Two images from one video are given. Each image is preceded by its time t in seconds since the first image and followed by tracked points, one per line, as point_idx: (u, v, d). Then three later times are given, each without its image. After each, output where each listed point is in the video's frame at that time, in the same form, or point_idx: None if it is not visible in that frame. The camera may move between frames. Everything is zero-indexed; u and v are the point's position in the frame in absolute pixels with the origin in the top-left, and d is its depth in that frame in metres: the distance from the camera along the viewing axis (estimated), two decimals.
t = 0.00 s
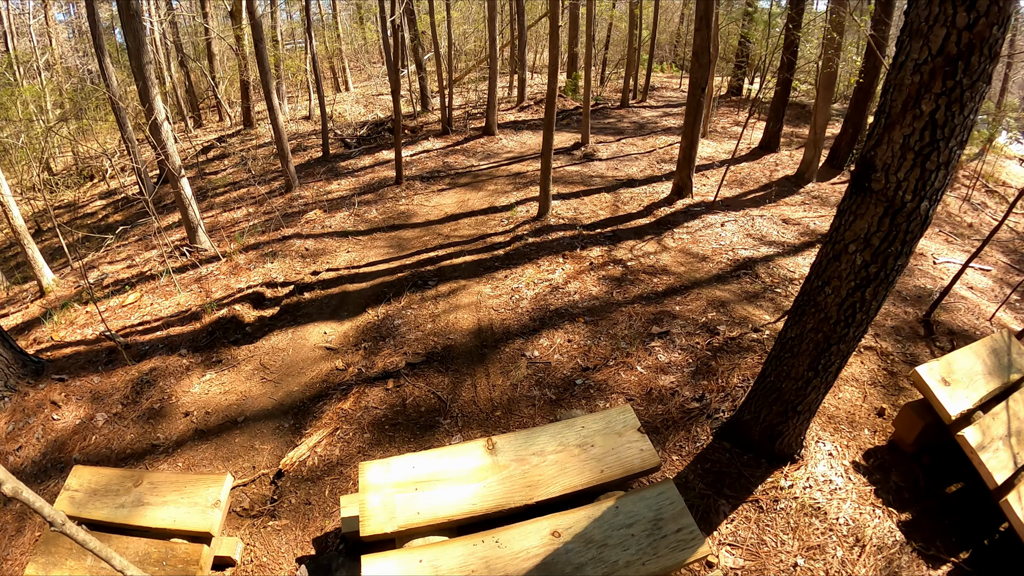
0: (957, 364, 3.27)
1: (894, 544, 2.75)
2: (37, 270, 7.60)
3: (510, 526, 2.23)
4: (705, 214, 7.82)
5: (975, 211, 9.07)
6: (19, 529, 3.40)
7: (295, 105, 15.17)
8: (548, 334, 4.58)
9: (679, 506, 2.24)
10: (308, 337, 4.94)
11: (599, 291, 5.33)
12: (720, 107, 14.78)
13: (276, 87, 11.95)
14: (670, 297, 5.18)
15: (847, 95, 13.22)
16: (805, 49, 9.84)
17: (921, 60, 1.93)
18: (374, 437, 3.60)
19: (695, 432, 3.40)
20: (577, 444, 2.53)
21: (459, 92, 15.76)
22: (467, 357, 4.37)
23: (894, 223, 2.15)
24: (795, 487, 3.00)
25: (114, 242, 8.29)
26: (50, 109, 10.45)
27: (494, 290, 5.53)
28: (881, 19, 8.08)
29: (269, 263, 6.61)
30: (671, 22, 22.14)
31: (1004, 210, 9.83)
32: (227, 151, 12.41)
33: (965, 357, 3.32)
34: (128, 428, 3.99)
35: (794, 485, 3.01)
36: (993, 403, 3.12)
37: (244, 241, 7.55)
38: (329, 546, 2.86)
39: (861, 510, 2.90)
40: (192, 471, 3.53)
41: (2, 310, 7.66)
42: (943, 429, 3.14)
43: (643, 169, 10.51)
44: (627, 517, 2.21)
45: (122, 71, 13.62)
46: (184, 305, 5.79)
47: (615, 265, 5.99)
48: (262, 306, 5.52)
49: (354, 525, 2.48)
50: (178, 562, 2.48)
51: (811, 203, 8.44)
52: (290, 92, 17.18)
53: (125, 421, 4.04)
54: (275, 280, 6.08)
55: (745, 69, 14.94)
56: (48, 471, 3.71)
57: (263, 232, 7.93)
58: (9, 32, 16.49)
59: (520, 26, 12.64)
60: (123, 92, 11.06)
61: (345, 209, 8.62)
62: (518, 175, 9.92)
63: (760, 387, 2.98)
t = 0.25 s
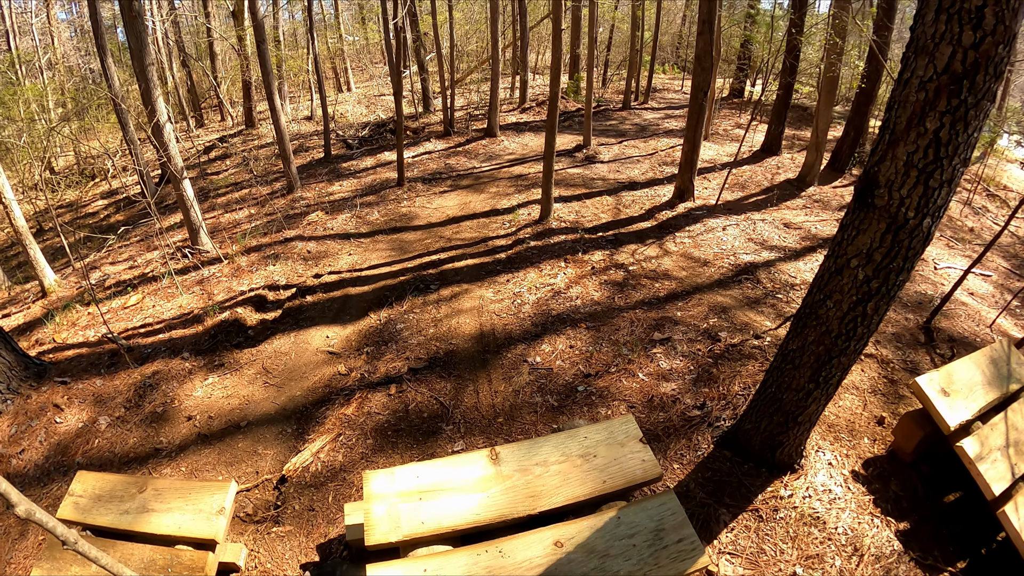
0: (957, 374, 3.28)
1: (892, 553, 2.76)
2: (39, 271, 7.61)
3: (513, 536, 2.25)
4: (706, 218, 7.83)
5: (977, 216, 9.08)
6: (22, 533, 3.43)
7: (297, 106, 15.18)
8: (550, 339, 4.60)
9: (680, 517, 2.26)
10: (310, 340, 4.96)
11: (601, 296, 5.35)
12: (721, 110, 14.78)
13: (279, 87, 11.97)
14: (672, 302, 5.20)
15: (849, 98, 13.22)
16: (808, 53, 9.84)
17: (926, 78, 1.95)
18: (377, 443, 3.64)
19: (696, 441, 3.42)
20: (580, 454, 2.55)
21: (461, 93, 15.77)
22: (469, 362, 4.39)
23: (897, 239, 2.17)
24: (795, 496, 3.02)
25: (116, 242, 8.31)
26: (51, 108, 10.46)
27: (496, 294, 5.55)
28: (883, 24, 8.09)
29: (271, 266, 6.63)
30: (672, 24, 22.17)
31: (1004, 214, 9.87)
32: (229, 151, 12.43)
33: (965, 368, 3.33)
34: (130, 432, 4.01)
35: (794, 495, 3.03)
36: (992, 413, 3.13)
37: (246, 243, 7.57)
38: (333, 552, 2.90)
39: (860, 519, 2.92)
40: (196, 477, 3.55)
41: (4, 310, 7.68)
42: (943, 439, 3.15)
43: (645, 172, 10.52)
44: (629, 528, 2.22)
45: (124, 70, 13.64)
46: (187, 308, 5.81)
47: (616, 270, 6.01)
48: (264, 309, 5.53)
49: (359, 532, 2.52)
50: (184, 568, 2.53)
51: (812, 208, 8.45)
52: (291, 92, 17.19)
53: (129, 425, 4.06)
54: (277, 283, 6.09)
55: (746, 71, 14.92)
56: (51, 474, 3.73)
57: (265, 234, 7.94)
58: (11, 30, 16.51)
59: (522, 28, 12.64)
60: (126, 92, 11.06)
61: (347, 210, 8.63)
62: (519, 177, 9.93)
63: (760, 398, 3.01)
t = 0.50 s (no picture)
0: (956, 379, 3.29)
1: (890, 557, 2.78)
2: (41, 270, 7.64)
3: (513, 538, 2.28)
4: (707, 220, 7.84)
5: (978, 219, 9.08)
6: (25, 532, 3.45)
7: (299, 106, 15.21)
8: (551, 342, 4.63)
9: (679, 520, 2.28)
10: (312, 341, 4.98)
11: (601, 298, 5.38)
12: (723, 111, 14.79)
13: (281, 88, 12.00)
14: (673, 305, 5.22)
15: (850, 100, 13.23)
16: (809, 56, 9.85)
17: (925, 88, 1.97)
18: (379, 444, 3.67)
19: (695, 444, 3.44)
20: (580, 457, 2.57)
21: (463, 94, 15.79)
22: (470, 364, 4.42)
23: (896, 246, 2.19)
24: (793, 500, 3.04)
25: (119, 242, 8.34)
26: (54, 108, 10.50)
27: (497, 296, 5.57)
28: (885, 27, 8.09)
29: (272, 266, 6.66)
30: (674, 26, 22.17)
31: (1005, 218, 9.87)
32: (231, 151, 12.46)
33: (964, 373, 3.34)
34: (133, 432, 4.03)
35: (793, 498, 3.05)
36: (990, 418, 3.15)
37: (248, 243, 7.60)
38: (335, 553, 2.93)
39: (858, 523, 2.94)
40: (198, 477, 3.58)
41: (6, 309, 7.71)
42: (942, 444, 3.17)
43: (646, 173, 10.54)
44: (628, 530, 2.25)
45: (127, 69, 13.67)
46: (189, 308, 5.84)
47: (617, 272, 6.03)
48: (266, 309, 5.56)
49: (361, 533, 2.54)
50: (187, 569, 2.56)
51: (813, 210, 8.45)
52: (294, 91, 17.23)
53: (131, 425, 4.09)
54: (279, 284, 6.12)
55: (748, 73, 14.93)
56: (54, 473, 3.75)
57: (267, 234, 7.97)
58: (15, 29, 16.56)
59: (524, 29, 12.65)
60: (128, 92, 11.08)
61: (348, 211, 8.66)
62: (521, 178, 9.95)
63: (760, 402, 3.03)
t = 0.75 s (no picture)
0: (957, 382, 3.29)
1: (890, 559, 2.79)
2: (43, 269, 7.65)
3: (514, 539, 2.28)
4: (709, 222, 7.84)
5: (979, 221, 9.07)
6: (26, 530, 3.47)
7: (302, 106, 15.23)
8: (552, 343, 4.63)
9: (679, 521, 2.29)
10: (313, 341, 4.99)
11: (603, 299, 5.38)
12: (725, 112, 14.78)
13: (283, 87, 12.01)
14: (674, 306, 5.22)
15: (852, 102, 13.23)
16: (811, 58, 9.85)
17: (927, 91, 1.98)
18: (380, 444, 3.68)
19: (695, 445, 3.45)
20: (581, 458, 2.58)
21: (465, 94, 15.80)
22: (471, 364, 4.43)
23: (896, 249, 2.19)
24: (793, 502, 3.04)
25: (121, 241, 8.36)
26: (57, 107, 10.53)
27: (498, 297, 5.58)
28: (887, 29, 8.09)
29: (274, 266, 6.67)
30: (676, 27, 22.17)
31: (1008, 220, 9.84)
32: (233, 151, 12.49)
33: (964, 376, 3.34)
34: (134, 431, 4.04)
35: (793, 500, 3.05)
36: (990, 420, 3.15)
37: (250, 243, 7.61)
38: (336, 552, 2.94)
39: (858, 525, 2.94)
40: (200, 476, 3.59)
41: (8, 307, 7.72)
42: (942, 446, 3.17)
43: (648, 174, 10.54)
44: (629, 531, 2.25)
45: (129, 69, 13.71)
46: (191, 307, 5.85)
47: (619, 273, 6.03)
48: (268, 309, 5.57)
49: (362, 532, 2.55)
50: (187, 568, 2.55)
51: (815, 212, 8.44)
52: (296, 91, 17.26)
53: (132, 424, 4.10)
54: (281, 283, 6.13)
55: (751, 73, 14.92)
56: (55, 472, 3.76)
57: (269, 234, 7.98)
58: (18, 28, 16.61)
59: (526, 30, 12.65)
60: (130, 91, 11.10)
61: (350, 211, 8.68)
62: (523, 179, 9.95)
63: (760, 403, 3.03)
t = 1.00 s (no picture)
0: (959, 384, 3.28)
1: (892, 562, 2.77)
2: (45, 267, 7.66)
3: (515, 540, 2.27)
4: (711, 223, 7.83)
5: (982, 223, 9.04)
6: (26, 529, 3.47)
7: (304, 106, 15.24)
8: (554, 343, 4.63)
9: (681, 523, 2.28)
10: (315, 341, 4.99)
11: (605, 300, 5.38)
12: (728, 114, 14.77)
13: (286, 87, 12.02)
14: (676, 307, 5.21)
15: (855, 104, 13.21)
16: (814, 59, 9.83)
17: (931, 92, 1.97)
18: (381, 444, 3.67)
19: (697, 447, 3.44)
20: (583, 459, 2.57)
21: (467, 95, 15.81)
22: (472, 365, 4.42)
23: (900, 251, 2.18)
24: (795, 504, 3.03)
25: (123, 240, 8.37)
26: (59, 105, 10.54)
27: (500, 297, 5.57)
28: (890, 30, 8.08)
29: (276, 265, 6.68)
30: (679, 28, 22.18)
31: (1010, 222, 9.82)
32: (235, 150, 12.50)
33: (967, 378, 3.33)
34: (135, 430, 4.04)
35: (795, 502, 3.04)
36: (993, 423, 3.14)
37: (252, 242, 7.61)
38: (337, 553, 2.93)
39: (860, 528, 2.93)
40: (201, 475, 3.59)
41: (10, 305, 7.74)
42: (944, 448, 3.16)
43: (650, 175, 10.53)
44: (631, 533, 2.24)
45: (132, 68, 13.73)
46: (192, 306, 5.85)
47: (621, 274, 6.03)
48: (270, 309, 5.57)
49: (363, 533, 2.54)
50: (188, 567, 2.55)
51: (817, 213, 8.43)
52: (299, 92, 17.28)
53: (133, 423, 4.10)
54: (283, 283, 6.13)
55: (753, 75, 14.91)
56: (56, 470, 3.76)
57: (271, 233, 7.99)
58: (21, 27, 16.64)
59: (529, 30, 12.65)
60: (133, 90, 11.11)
61: (352, 211, 8.68)
62: (525, 179, 9.95)
63: (762, 405, 3.02)
